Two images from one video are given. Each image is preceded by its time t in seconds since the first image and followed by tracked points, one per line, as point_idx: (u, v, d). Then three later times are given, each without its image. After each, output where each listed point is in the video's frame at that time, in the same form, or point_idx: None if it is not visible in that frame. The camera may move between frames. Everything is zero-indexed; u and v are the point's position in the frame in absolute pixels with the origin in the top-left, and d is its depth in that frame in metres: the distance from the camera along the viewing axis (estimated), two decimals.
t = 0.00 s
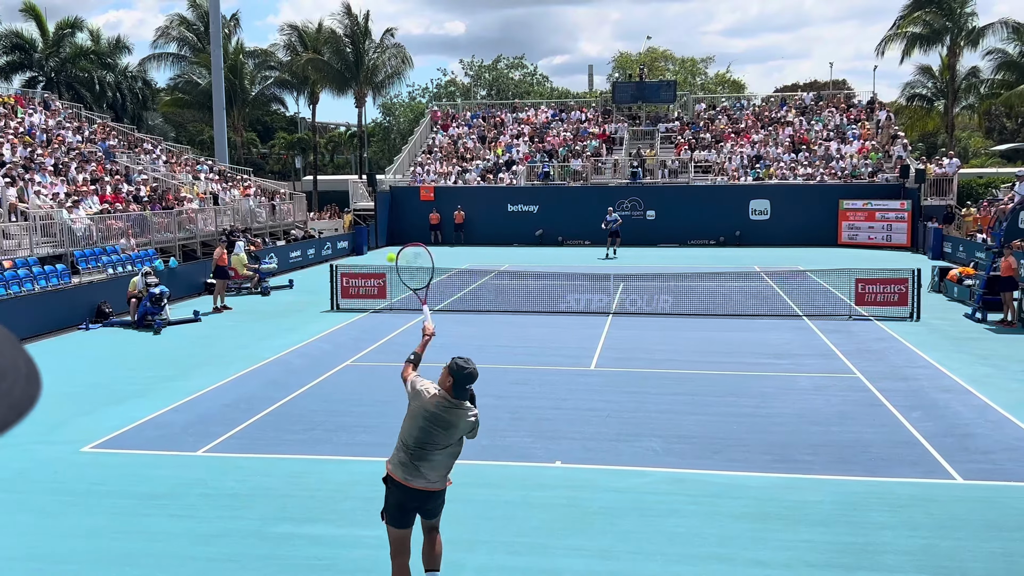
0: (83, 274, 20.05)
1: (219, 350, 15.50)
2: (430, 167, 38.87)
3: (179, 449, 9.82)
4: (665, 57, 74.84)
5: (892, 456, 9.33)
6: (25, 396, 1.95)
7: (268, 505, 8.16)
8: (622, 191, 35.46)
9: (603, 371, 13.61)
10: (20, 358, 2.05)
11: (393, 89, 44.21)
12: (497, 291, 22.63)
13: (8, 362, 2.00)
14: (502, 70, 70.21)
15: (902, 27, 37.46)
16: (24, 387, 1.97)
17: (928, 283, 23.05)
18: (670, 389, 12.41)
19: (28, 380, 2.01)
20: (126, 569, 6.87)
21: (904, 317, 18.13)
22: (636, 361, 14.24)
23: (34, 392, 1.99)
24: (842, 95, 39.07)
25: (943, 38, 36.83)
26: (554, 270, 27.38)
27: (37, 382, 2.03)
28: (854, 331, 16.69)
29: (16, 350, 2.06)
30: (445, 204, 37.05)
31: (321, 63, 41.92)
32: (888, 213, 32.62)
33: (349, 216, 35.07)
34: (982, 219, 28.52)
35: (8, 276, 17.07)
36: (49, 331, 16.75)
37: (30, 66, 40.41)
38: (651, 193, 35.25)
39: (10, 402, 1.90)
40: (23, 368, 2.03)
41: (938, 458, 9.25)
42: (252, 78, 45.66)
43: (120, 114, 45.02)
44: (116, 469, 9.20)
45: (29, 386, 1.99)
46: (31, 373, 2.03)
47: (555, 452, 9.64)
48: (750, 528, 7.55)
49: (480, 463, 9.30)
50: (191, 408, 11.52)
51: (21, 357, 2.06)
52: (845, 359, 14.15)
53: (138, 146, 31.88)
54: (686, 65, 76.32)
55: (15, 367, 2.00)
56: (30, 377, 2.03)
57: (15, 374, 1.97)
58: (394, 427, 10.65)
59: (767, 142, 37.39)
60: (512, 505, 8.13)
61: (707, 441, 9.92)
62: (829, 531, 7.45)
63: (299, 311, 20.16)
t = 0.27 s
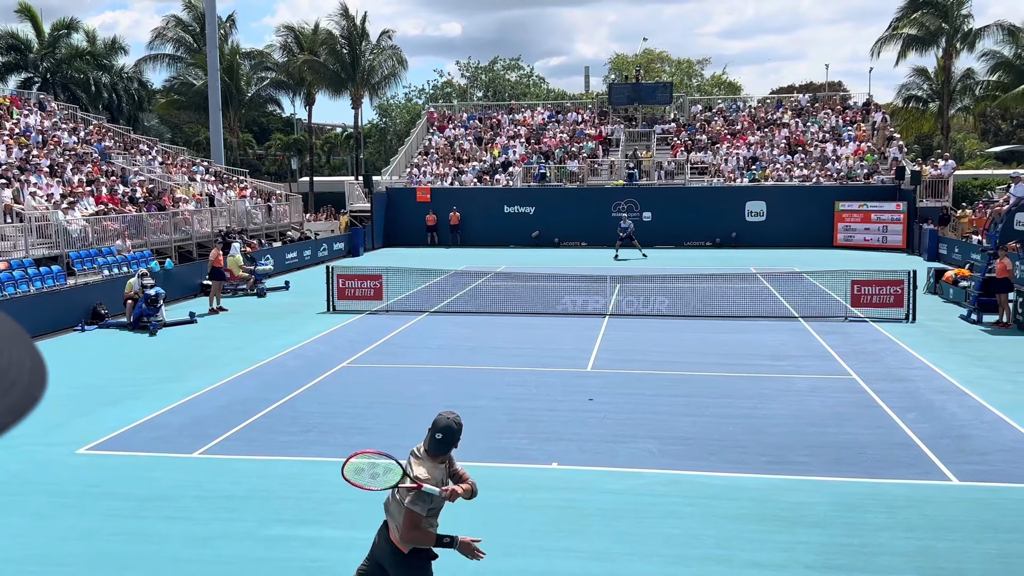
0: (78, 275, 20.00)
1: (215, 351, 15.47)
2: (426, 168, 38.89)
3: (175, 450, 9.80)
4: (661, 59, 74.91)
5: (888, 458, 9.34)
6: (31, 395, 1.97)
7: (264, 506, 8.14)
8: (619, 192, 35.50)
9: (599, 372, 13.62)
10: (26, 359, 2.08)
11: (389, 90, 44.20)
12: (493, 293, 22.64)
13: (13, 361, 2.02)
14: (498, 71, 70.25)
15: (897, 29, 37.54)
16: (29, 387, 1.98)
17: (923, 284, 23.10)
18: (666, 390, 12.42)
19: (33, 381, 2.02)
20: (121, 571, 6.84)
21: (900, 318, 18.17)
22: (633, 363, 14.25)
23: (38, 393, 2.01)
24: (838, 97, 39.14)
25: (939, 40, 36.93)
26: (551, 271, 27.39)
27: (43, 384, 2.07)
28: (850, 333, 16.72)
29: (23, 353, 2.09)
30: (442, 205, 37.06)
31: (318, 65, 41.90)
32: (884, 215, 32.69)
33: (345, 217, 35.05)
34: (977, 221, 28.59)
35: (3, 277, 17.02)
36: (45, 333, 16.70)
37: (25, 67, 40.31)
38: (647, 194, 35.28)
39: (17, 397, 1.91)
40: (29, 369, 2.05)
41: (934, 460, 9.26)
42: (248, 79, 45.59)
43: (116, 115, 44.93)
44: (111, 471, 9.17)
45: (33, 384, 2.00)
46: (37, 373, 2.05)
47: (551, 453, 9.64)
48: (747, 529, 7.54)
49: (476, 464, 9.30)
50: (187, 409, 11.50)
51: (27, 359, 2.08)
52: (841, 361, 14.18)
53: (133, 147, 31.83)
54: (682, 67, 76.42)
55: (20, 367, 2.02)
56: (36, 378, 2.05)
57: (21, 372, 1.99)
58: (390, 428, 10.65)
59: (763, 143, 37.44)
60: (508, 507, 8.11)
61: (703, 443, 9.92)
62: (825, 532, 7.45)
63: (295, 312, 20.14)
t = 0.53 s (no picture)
0: (72, 275, 19.93)
1: (208, 352, 15.41)
2: (420, 168, 38.85)
3: (168, 451, 9.77)
4: (656, 59, 74.97)
5: (882, 458, 9.36)
6: (44, 406, 1.82)
7: (259, 507, 8.12)
8: (613, 193, 35.53)
9: (594, 372, 13.63)
10: (43, 369, 1.94)
11: (383, 90, 44.15)
12: (488, 293, 22.62)
13: (27, 371, 1.88)
14: (492, 71, 70.22)
15: (891, 29, 37.65)
16: (43, 398, 1.83)
17: (917, 285, 23.17)
18: (661, 390, 12.43)
19: (48, 392, 1.87)
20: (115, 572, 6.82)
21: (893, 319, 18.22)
22: (627, 363, 14.26)
23: (54, 404, 1.86)
24: (832, 97, 39.24)
25: (932, 40, 37.03)
26: (545, 271, 27.38)
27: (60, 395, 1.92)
28: (844, 333, 16.76)
29: (42, 361, 1.95)
30: (436, 205, 37.01)
31: (312, 65, 41.84)
32: (877, 215, 32.78)
33: (339, 217, 35.01)
34: (970, 221, 28.69)
35: None
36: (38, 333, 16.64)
37: (18, 66, 40.15)
38: (641, 195, 35.31)
39: (26, 409, 1.76)
40: (47, 379, 1.91)
41: (928, 460, 9.29)
42: (242, 79, 45.47)
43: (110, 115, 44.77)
44: (104, 472, 9.13)
45: (48, 395, 1.86)
46: (54, 385, 1.91)
47: (546, 453, 9.64)
48: (742, 529, 7.56)
49: (472, 465, 9.29)
50: (181, 410, 11.46)
51: (44, 368, 1.94)
52: (835, 361, 14.21)
53: (127, 147, 31.71)
54: (676, 67, 76.52)
55: (34, 378, 1.88)
56: (53, 388, 1.91)
57: (34, 384, 1.84)
58: (385, 428, 10.63)
59: (757, 143, 37.50)
60: (503, 508, 8.10)
61: (698, 443, 9.93)
62: (820, 532, 7.46)
63: (290, 312, 20.09)
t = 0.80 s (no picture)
0: (64, 273, 19.85)
1: (201, 350, 15.36)
2: (414, 166, 38.81)
3: (161, 450, 9.73)
4: (649, 58, 75.02)
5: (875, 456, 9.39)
6: (43, 407, 1.79)
7: (251, 506, 8.09)
8: (606, 191, 35.55)
9: (587, 371, 13.64)
10: (45, 371, 1.92)
11: (377, 88, 44.08)
12: (481, 292, 22.60)
13: (26, 373, 1.86)
14: (486, 70, 70.15)
15: (884, 28, 37.76)
16: (42, 399, 1.80)
17: (909, 283, 23.26)
18: (654, 389, 12.45)
19: (48, 395, 1.84)
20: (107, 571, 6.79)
21: (886, 317, 18.27)
22: (621, 361, 14.28)
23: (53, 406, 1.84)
24: (824, 97, 39.36)
25: (925, 40, 37.15)
26: (539, 269, 27.39)
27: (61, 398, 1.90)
28: (837, 331, 16.81)
29: (43, 364, 1.94)
30: (429, 203, 36.96)
31: (305, 63, 41.75)
32: (870, 214, 32.87)
33: (332, 215, 34.96)
34: (962, 220, 28.81)
35: None
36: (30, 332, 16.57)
37: (9, 64, 39.94)
38: (634, 193, 35.35)
39: (25, 409, 1.73)
40: (48, 381, 1.89)
41: (920, 458, 9.32)
42: (235, 77, 45.33)
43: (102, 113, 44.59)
44: (95, 470, 9.09)
45: (48, 396, 1.83)
46: (55, 386, 1.88)
47: (539, 452, 9.64)
48: (735, 527, 7.57)
49: (466, 463, 9.28)
50: (173, 408, 11.42)
51: (46, 369, 1.92)
52: (828, 359, 14.25)
53: (119, 144, 31.59)
54: (669, 66, 76.59)
55: (34, 380, 1.85)
56: (54, 389, 1.88)
57: (32, 389, 1.81)
58: (379, 427, 10.61)
59: (750, 142, 37.58)
60: (496, 506, 8.10)
61: (691, 441, 9.94)
62: (812, 530, 7.48)
63: (283, 310, 20.04)
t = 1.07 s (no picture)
0: (57, 270, 19.77)
1: (194, 347, 15.31)
2: (408, 163, 38.75)
3: (154, 447, 9.70)
4: (643, 55, 75.03)
5: (868, 452, 9.42)
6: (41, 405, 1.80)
7: (245, 503, 8.08)
8: (601, 188, 35.56)
9: (581, 367, 13.64)
10: (43, 368, 1.92)
11: (371, 85, 43.99)
12: (476, 289, 22.57)
13: (24, 371, 1.86)
14: (480, 66, 70.05)
15: (878, 25, 37.82)
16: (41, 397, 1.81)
17: (902, 280, 23.32)
18: (649, 385, 12.45)
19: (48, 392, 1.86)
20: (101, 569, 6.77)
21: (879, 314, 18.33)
22: (615, 358, 14.29)
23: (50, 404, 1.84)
24: (818, 94, 39.43)
25: (918, 37, 37.21)
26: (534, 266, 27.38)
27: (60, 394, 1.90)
28: (831, 328, 16.86)
29: (40, 361, 1.93)
30: (423, 200, 36.91)
31: (299, 59, 41.64)
32: (863, 211, 32.95)
33: (326, 212, 34.90)
34: (956, 217, 28.90)
35: None
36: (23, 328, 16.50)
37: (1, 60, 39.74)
38: (628, 190, 35.35)
39: (21, 407, 1.73)
40: (47, 377, 1.89)
41: (913, 454, 9.36)
42: (229, 73, 45.19)
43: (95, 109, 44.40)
44: (89, 467, 9.05)
45: (47, 393, 1.83)
46: (53, 384, 1.88)
47: (534, 449, 9.64)
48: (729, 523, 7.59)
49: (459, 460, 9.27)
50: (166, 406, 11.39)
51: (43, 367, 1.92)
52: (821, 356, 14.28)
53: (112, 141, 31.46)
54: (664, 63, 76.61)
55: (33, 377, 1.85)
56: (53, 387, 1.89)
57: (33, 381, 1.83)
58: (372, 424, 10.59)
59: (744, 139, 37.63)
60: (491, 502, 8.10)
61: (686, 438, 9.96)
62: (806, 526, 7.51)
63: (276, 307, 19.99)
